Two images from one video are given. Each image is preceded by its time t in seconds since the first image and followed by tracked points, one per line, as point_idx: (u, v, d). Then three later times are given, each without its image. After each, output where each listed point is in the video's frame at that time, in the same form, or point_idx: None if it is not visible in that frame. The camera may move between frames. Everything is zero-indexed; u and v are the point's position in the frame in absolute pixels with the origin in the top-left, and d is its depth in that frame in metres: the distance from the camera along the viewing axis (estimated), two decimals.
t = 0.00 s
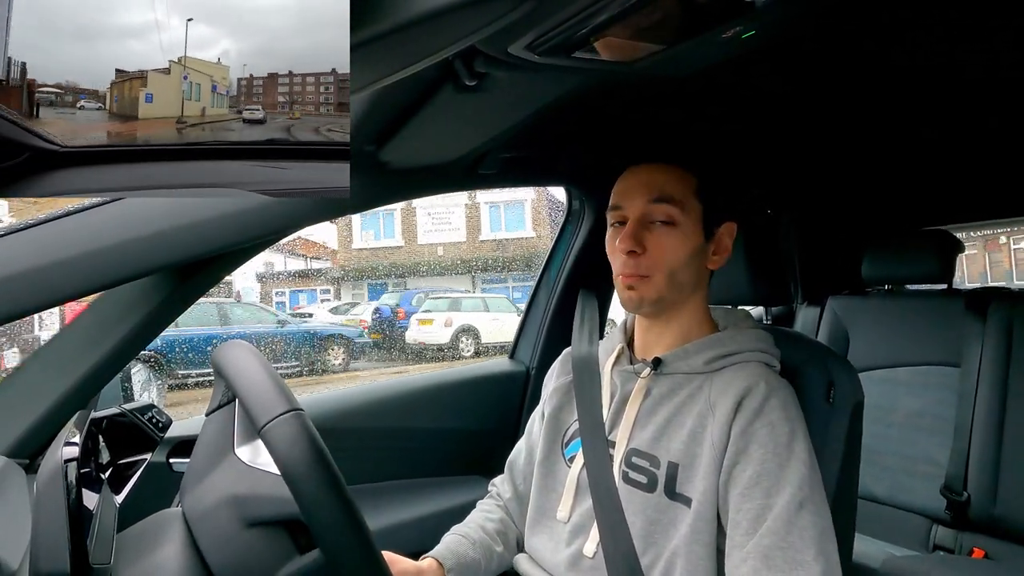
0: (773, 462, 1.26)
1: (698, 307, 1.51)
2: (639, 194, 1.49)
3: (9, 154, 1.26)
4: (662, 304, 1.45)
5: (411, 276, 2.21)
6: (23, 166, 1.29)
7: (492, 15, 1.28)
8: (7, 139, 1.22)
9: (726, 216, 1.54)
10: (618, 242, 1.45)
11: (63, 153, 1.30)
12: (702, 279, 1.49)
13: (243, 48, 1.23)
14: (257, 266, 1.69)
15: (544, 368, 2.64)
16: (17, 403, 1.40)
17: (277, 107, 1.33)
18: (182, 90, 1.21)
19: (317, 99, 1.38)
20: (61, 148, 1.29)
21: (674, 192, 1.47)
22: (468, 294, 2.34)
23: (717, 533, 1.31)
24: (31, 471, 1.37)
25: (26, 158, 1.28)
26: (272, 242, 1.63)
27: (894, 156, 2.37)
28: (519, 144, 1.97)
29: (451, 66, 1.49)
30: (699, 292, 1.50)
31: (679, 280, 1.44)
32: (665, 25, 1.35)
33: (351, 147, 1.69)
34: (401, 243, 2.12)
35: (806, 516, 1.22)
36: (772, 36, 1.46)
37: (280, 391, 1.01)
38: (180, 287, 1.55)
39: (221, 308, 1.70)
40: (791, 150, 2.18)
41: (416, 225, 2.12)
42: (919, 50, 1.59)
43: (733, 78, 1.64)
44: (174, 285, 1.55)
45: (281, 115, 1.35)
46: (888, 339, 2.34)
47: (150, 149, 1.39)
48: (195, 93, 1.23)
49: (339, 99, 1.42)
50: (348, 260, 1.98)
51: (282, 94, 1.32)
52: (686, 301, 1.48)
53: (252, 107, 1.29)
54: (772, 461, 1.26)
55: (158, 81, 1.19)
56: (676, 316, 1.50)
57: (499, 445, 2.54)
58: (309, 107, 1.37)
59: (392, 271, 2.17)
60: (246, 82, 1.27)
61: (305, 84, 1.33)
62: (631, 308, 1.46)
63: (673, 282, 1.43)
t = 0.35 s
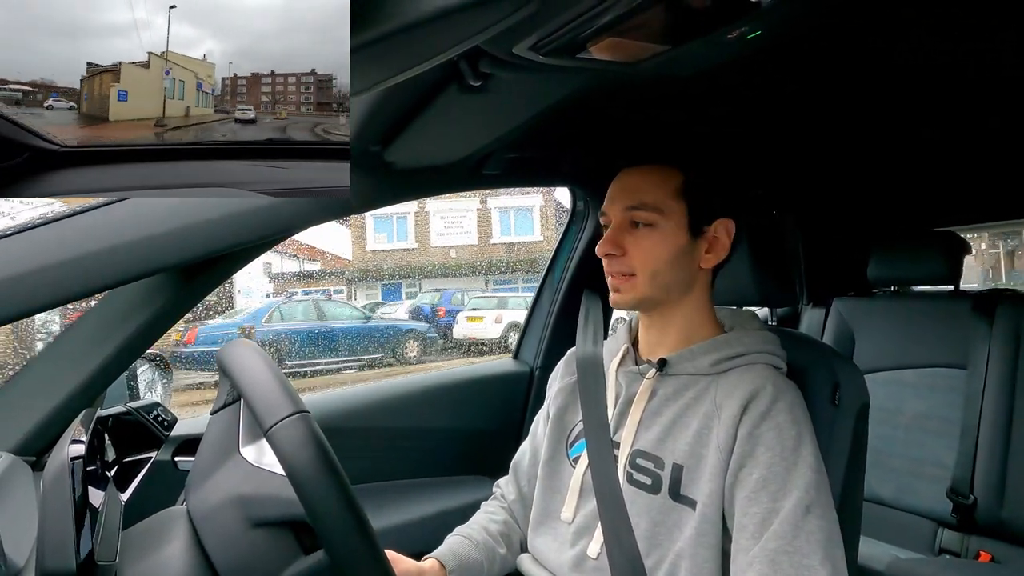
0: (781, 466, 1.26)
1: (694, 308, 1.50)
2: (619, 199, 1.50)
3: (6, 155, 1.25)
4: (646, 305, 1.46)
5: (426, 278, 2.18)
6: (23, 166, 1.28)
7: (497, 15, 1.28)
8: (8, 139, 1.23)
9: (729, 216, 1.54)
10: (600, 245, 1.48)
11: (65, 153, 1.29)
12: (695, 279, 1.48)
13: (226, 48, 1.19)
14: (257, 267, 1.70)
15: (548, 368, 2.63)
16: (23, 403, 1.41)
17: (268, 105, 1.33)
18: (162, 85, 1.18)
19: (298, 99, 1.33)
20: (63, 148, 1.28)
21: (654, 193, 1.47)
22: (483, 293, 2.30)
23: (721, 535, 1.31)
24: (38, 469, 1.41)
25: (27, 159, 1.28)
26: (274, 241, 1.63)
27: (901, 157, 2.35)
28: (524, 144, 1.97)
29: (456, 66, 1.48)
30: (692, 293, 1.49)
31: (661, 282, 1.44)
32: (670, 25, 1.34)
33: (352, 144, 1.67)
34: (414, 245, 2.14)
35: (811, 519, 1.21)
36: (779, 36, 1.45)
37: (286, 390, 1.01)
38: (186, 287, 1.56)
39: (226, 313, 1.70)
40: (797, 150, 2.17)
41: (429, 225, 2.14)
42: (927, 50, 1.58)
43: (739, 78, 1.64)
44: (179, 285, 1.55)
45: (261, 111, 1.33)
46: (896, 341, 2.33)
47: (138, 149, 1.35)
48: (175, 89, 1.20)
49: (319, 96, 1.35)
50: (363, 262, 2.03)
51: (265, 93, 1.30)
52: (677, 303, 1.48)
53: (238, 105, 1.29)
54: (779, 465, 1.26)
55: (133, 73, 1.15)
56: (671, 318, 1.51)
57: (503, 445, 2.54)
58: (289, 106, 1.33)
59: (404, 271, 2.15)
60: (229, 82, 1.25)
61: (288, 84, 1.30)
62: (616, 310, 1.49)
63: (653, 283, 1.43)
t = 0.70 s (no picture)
0: (780, 463, 1.25)
1: (694, 308, 1.49)
2: (620, 199, 1.50)
3: (8, 154, 1.42)
4: (648, 308, 1.46)
5: (431, 279, 2.16)
6: (22, 166, 1.43)
7: (498, 16, 1.29)
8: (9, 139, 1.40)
9: (731, 216, 1.54)
10: (600, 244, 1.49)
11: (64, 152, 1.46)
12: (696, 278, 1.47)
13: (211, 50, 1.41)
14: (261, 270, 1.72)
15: (551, 368, 2.64)
16: (30, 403, 1.42)
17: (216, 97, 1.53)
18: (141, 79, 1.39)
19: (281, 98, 1.53)
20: (61, 148, 1.45)
21: (654, 193, 1.47)
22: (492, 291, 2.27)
23: (724, 534, 1.30)
24: (45, 470, 1.40)
25: (27, 157, 1.43)
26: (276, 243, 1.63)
27: (906, 156, 2.34)
28: (527, 146, 1.97)
29: (459, 68, 1.49)
30: (692, 293, 1.48)
31: (658, 280, 1.44)
32: (673, 25, 1.34)
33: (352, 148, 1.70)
34: (425, 247, 2.16)
35: (812, 517, 1.21)
36: (782, 36, 1.45)
37: (289, 391, 1.01)
38: (190, 289, 1.57)
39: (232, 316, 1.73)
40: (801, 150, 2.16)
41: (439, 228, 2.18)
42: (931, 48, 1.58)
43: (741, 78, 1.64)
44: (184, 287, 1.57)
45: (248, 108, 1.57)
46: (900, 341, 2.32)
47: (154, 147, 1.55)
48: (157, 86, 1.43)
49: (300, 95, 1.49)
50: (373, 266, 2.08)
51: (250, 92, 1.53)
52: (676, 302, 1.48)
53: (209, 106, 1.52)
54: (779, 463, 1.25)
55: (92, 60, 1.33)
56: (670, 317, 1.51)
57: (507, 446, 2.54)
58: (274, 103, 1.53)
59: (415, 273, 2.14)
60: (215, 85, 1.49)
61: (271, 83, 1.51)
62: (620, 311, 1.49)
63: (653, 282, 1.44)
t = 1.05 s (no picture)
0: (784, 465, 1.24)
1: (694, 309, 1.50)
2: (623, 198, 1.50)
3: (9, 154, 1.37)
4: (647, 303, 1.46)
5: (434, 278, 2.20)
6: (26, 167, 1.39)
7: (501, 16, 1.28)
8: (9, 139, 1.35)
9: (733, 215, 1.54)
10: (603, 243, 1.48)
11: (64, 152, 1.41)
12: (696, 280, 1.48)
13: (196, 48, 1.39)
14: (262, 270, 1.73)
15: (553, 367, 2.64)
16: (34, 403, 1.43)
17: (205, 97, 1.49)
18: (114, 71, 1.37)
19: (267, 97, 1.54)
20: (59, 148, 1.40)
21: (658, 195, 1.47)
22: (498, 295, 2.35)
23: (727, 535, 1.30)
24: (48, 471, 1.41)
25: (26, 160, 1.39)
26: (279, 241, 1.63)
27: (909, 154, 2.34)
28: (529, 145, 1.97)
29: (460, 67, 1.49)
30: (693, 294, 1.48)
31: (659, 282, 1.44)
32: (675, 24, 1.34)
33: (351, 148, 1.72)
34: (433, 248, 2.19)
35: (819, 517, 1.19)
36: (784, 35, 1.45)
37: (295, 395, 1.01)
38: (194, 289, 1.59)
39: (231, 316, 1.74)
40: (804, 149, 2.16)
41: (448, 231, 2.20)
42: (935, 46, 1.57)
43: (743, 77, 1.63)
44: (187, 288, 1.58)
45: (236, 108, 1.53)
46: (903, 341, 2.31)
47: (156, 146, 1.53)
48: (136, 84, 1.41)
49: (285, 96, 1.52)
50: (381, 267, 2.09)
51: (236, 91, 1.49)
52: (677, 303, 1.48)
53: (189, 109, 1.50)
54: (783, 464, 1.24)
55: (53, 45, 1.27)
56: (670, 318, 1.51)
57: (509, 446, 2.55)
58: (257, 103, 1.54)
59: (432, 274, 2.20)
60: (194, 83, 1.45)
61: (256, 82, 1.49)
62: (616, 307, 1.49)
63: (655, 283, 1.44)
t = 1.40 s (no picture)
0: (781, 462, 1.24)
1: (692, 309, 1.50)
2: (616, 204, 1.49)
3: (23, 152, 1.41)
4: (647, 310, 1.46)
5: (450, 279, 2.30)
6: (38, 165, 1.44)
7: (502, 16, 1.28)
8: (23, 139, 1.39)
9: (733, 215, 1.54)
10: (598, 254, 1.48)
11: (77, 152, 1.45)
12: (693, 280, 1.48)
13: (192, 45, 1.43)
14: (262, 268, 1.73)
15: (553, 367, 2.64)
16: (34, 400, 1.44)
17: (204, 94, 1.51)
18: (88, 59, 1.32)
19: (266, 97, 1.54)
20: (70, 148, 1.44)
21: (652, 199, 1.46)
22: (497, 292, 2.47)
23: (726, 534, 1.30)
24: (49, 467, 1.42)
25: (38, 158, 1.43)
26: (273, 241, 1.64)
27: (909, 155, 2.33)
28: (530, 145, 1.98)
29: (461, 67, 1.49)
30: (690, 295, 1.49)
31: (658, 286, 1.44)
32: (676, 23, 1.34)
33: (352, 149, 1.72)
34: (445, 250, 2.28)
35: (813, 514, 1.20)
36: (785, 35, 1.45)
37: (295, 393, 1.02)
38: (195, 288, 1.59)
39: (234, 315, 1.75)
40: (804, 150, 2.16)
41: (458, 233, 2.26)
42: (936, 46, 1.57)
43: (745, 76, 1.63)
44: (188, 286, 1.59)
45: (235, 108, 1.55)
46: (903, 342, 2.31)
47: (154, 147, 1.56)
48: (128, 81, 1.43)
49: (285, 95, 1.51)
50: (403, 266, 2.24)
51: (233, 90, 1.51)
52: (675, 304, 1.48)
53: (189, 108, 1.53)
54: (780, 461, 1.24)
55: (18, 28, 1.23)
56: (669, 319, 1.51)
57: (508, 445, 2.55)
58: (255, 104, 1.55)
59: (439, 275, 2.28)
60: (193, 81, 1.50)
61: (255, 82, 1.50)
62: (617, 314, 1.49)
63: (653, 288, 1.44)
